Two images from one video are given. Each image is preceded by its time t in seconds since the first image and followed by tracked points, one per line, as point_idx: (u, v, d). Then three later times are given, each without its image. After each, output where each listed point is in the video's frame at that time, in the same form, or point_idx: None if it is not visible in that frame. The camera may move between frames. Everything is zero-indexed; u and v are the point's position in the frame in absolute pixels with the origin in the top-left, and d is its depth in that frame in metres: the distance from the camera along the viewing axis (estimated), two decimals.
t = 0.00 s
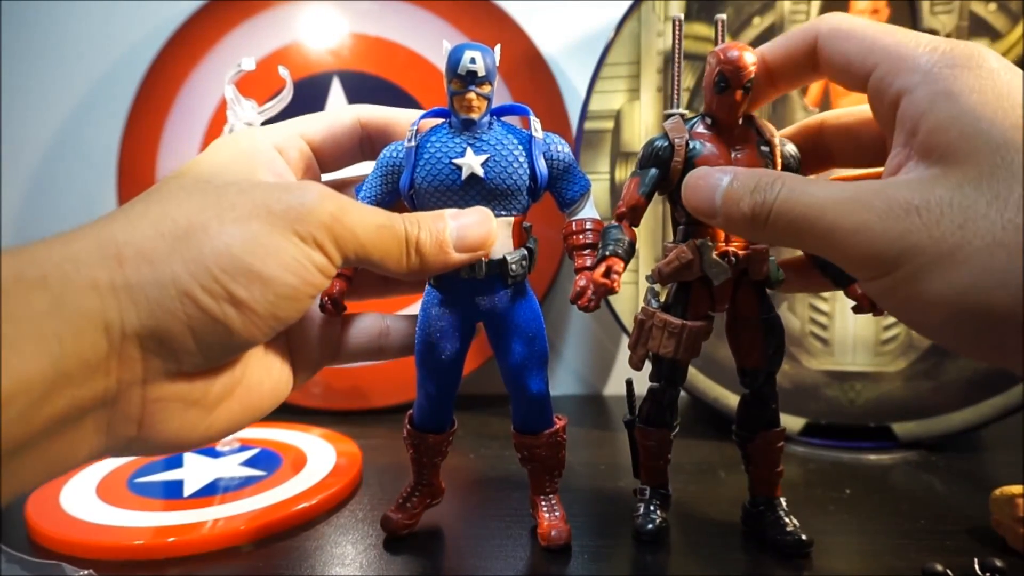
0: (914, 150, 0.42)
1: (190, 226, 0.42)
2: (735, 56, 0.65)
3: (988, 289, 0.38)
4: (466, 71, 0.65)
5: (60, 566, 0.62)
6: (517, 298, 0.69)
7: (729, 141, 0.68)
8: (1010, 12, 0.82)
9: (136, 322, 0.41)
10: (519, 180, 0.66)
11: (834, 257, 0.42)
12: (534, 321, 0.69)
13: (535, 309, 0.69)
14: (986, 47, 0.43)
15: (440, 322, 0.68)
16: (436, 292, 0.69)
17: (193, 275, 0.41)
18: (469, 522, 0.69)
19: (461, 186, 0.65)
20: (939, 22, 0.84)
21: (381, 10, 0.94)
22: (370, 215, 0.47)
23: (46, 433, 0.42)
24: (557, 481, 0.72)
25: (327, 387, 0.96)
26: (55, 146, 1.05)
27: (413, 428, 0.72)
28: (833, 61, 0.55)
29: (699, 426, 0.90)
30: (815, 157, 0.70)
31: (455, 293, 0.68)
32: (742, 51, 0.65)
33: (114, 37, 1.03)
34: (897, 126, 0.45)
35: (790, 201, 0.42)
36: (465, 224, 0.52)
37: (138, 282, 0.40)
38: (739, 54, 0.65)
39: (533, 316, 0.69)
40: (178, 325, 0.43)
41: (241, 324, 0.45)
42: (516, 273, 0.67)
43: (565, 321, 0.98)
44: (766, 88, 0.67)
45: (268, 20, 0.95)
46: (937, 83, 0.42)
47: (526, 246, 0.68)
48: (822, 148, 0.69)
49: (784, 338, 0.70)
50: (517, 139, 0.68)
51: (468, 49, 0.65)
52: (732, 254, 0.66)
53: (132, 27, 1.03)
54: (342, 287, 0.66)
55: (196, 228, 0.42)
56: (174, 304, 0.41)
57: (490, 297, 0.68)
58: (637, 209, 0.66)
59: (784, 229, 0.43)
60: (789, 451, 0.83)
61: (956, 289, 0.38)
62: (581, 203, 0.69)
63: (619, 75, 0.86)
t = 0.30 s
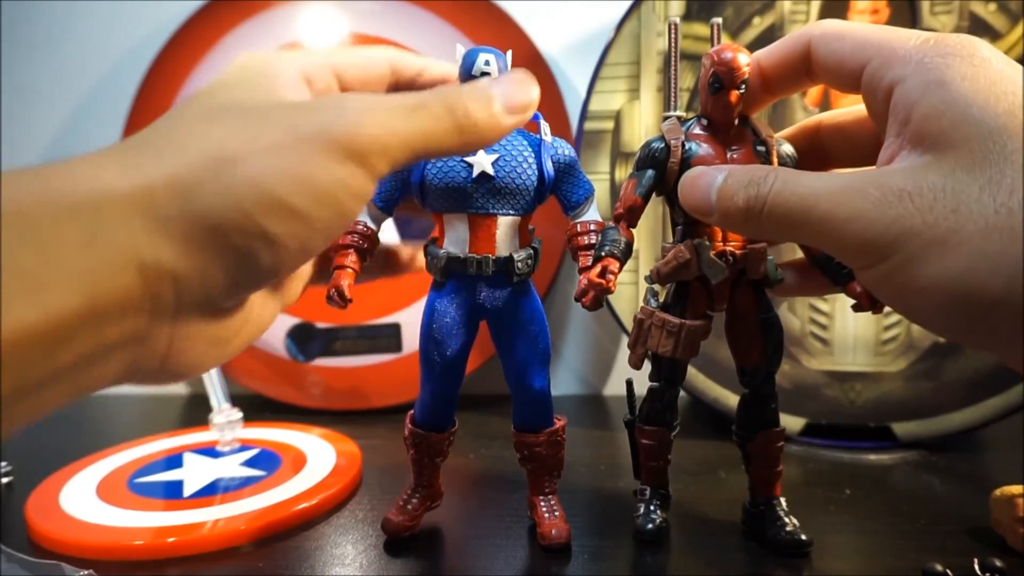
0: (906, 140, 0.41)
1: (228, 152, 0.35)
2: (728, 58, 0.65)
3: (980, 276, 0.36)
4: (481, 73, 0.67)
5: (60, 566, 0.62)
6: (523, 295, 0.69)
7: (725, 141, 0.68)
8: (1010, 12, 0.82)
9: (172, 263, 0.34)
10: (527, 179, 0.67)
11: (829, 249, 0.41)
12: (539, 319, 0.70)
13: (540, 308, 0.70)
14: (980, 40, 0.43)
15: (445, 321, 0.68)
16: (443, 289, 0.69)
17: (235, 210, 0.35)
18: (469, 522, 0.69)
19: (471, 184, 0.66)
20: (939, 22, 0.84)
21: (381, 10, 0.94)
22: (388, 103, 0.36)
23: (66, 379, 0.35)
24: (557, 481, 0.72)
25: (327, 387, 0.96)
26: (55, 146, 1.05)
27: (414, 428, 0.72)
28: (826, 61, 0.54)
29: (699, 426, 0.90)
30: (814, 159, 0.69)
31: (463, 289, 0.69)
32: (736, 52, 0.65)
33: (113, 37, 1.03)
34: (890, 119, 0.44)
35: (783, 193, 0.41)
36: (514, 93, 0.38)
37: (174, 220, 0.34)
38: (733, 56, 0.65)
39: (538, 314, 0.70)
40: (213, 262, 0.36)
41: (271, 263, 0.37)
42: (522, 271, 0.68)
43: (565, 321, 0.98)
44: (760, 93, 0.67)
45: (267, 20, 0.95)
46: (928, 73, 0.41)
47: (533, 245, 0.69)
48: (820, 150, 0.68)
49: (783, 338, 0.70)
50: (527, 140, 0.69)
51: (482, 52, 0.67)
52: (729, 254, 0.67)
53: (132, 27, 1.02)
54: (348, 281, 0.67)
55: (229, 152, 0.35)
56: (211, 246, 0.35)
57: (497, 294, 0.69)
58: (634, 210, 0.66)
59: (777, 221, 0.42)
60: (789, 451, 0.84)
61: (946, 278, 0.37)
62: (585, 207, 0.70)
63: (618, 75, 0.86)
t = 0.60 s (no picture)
0: (903, 141, 0.41)
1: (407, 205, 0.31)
2: (729, 59, 0.65)
3: (978, 279, 0.36)
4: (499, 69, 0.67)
5: (61, 565, 0.61)
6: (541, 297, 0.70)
7: (726, 141, 0.68)
8: (1010, 12, 0.82)
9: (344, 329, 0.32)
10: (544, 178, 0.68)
11: (827, 251, 0.41)
12: (554, 321, 0.70)
13: (555, 310, 0.71)
14: (978, 42, 0.42)
15: (463, 324, 0.68)
16: (460, 293, 0.69)
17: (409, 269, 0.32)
18: (468, 522, 0.69)
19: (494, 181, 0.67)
20: (939, 22, 0.84)
21: (381, 10, 0.94)
22: (490, 112, 0.37)
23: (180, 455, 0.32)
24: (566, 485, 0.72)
25: (327, 387, 0.96)
26: (55, 147, 1.05)
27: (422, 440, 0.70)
28: (825, 63, 0.53)
29: (699, 426, 0.90)
30: (814, 161, 0.69)
31: (482, 291, 0.69)
32: (736, 53, 0.65)
33: (113, 37, 1.03)
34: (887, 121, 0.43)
35: (780, 194, 0.41)
36: (539, 94, 0.42)
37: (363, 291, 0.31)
38: (733, 57, 0.65)
39: (553, 316, 0.70)
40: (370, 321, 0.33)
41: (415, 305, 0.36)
42: (541, 272, 0.69)
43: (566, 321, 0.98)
44: (760, 94, 0.66)
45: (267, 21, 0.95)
46: (926, 75, 0.41)
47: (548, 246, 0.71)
48: (818, 152, 0.68)
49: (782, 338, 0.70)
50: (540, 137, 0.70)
51: (497, 48, 0.67)
52: (729, 253, 0.67)
53: (133, 28, 1.02)
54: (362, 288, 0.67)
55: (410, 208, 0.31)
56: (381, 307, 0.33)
57: (515, 296, 0.69)
58: (635, 211, 0.66)
59: (774, 223, 0.42)
60: (789, 452, 0.83)
61: (943, 278, 0.37)
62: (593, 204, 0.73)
63: (619, 75, 0.87)
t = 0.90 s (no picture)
0: (904, 141, 0.41)
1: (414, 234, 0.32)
2: (728, 58, 0.65)
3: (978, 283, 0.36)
4: (490, 71, 0.67)
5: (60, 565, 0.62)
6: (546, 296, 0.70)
7: (725, 141, 0.68)
8: (1010, 12, 0.82)
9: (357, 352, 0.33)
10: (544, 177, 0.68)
11: (829, 253, 0.41)
12: (560, 321, 0.70)
13: (561, 310, 0.71)
14: (977, 41, 0.42)
15: (468, 326, 0.68)
16: (465, 295, 0.69)
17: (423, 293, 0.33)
18: (468, 522, 0.69)
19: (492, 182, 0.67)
20: (939, 22, 0.84)
21: (381, 10, 0.95)
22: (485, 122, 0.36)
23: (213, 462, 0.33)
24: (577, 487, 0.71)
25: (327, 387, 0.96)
26: (56, 147, 1.05)
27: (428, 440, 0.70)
28: (826, 63, 0.54)
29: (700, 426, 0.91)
30: (813, 160, 0.69)
31: (486, 293, 0.69)
32: (736, 53, 0.65)
33: (114, 37, 1.03)
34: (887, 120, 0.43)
35: (782, 196, 0.41)
36: (533, 94, 0.42)
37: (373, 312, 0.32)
38: (733, 56, 0.65)
39: (559, 316, 0.70)
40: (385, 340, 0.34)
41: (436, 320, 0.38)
42: (546, 272, 0.69)
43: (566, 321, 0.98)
44: (760, 92, 0.66)
45: (268, 20, 0.95)
46: (926, 75, 0.41)
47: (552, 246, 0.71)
48: (818, 151, 0.68)
49: (782, 338, 0.70)
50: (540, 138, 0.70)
51: (486, 51, 0.67)
52: (729, 254, 0.66)
53: (133, 27, 1.03)
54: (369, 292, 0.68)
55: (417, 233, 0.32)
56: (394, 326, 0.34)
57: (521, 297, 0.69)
58: (634, 212, 0.66)
59: (775, 226, 0.42)
60: (789, 452, 0.83)
61: (944, 279, 0.37)
62: (598, 202, 0.72)
63: (619, 75, 0.87)
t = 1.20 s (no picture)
0: (909, 135, 0.42)
1: (283, 161, 0.40)
2: (729, 57, 0.65)
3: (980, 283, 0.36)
4: (511, 70, 0.68)
5: (60, 566, 0.62)
6: (556, 296, 0.70)
7: (725, 140, 0.68)
8: (1011, 12, 0.82)
9: (219, 260, 0.40)
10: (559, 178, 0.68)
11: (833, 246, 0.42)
12: (570, 321, 0.70)
13: (571, 310, 0.70)
14: (983, 33, 0.43)
15: (478, 321, 0.69)
16: (477, 290, 0.69)
17: (284, 220, 0.41)
18: (468, 522, 0.69)
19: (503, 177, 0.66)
20: (939, 23, 0.84)
21: (381, 9, 0.95)
22: (449, 146, 0.47)
23: (103, 354, 0.40)
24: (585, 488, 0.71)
25: (327, 387, 0.96)
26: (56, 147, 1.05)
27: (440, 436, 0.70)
28: (826, 63, 0.55)
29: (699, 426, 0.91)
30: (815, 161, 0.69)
31: (496, 292, 0.69)
32: (736, 52, 0.65)
33: (113, 37, 1.03)
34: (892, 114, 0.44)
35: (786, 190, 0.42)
36: (519, 148, 0.51)
37: (228, 217, 0.39)
38: (733, 55, 0.65)
39: (569, 316, 0.70)
40: (258, 264, 0.42)
41: (315, 269, 0.45)
42: (556, 271, 0.69)
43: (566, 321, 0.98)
44: (760, 95, 0.67)
45: (268, 20, 0.95)
46: (932, 70, 0.42)
47: (564, 245, 0.70)
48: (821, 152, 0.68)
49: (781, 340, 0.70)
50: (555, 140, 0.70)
51: (510, 50, 0.68)
52: (727, 256, 0.66)
53: (133, 26, 1.03)
54: (379, 287, 0.66)
55: (289, 162, 0.40)
56: (261, 245, 0.41)
57: (531, 296, 0.69)
58: (632, 207, 0.66)
59: (780, 221, 0.43)
60: (789, 451, 0.84)
61: (945, 274, 0.38)
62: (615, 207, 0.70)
63: (619, 75, 0.87)
